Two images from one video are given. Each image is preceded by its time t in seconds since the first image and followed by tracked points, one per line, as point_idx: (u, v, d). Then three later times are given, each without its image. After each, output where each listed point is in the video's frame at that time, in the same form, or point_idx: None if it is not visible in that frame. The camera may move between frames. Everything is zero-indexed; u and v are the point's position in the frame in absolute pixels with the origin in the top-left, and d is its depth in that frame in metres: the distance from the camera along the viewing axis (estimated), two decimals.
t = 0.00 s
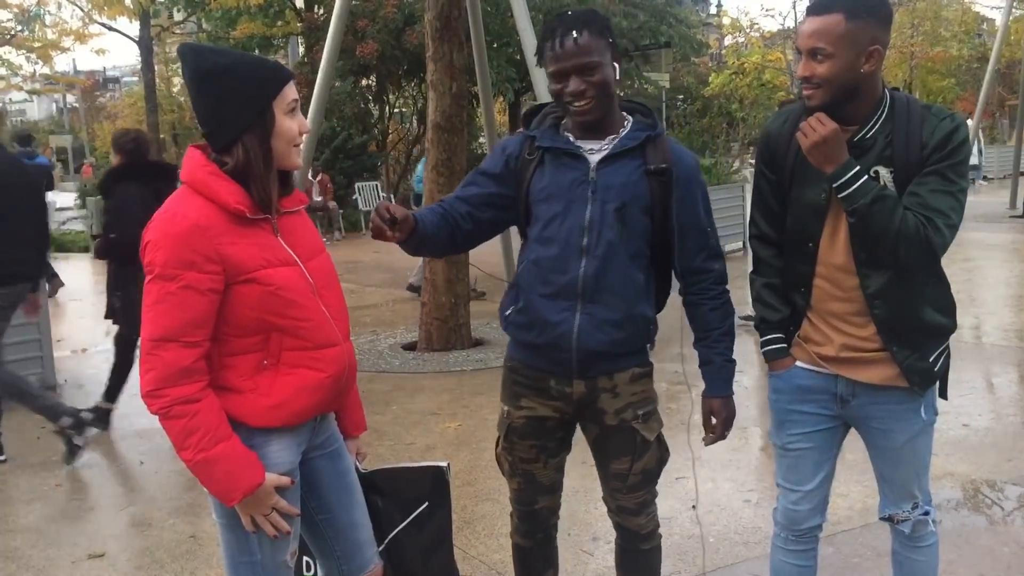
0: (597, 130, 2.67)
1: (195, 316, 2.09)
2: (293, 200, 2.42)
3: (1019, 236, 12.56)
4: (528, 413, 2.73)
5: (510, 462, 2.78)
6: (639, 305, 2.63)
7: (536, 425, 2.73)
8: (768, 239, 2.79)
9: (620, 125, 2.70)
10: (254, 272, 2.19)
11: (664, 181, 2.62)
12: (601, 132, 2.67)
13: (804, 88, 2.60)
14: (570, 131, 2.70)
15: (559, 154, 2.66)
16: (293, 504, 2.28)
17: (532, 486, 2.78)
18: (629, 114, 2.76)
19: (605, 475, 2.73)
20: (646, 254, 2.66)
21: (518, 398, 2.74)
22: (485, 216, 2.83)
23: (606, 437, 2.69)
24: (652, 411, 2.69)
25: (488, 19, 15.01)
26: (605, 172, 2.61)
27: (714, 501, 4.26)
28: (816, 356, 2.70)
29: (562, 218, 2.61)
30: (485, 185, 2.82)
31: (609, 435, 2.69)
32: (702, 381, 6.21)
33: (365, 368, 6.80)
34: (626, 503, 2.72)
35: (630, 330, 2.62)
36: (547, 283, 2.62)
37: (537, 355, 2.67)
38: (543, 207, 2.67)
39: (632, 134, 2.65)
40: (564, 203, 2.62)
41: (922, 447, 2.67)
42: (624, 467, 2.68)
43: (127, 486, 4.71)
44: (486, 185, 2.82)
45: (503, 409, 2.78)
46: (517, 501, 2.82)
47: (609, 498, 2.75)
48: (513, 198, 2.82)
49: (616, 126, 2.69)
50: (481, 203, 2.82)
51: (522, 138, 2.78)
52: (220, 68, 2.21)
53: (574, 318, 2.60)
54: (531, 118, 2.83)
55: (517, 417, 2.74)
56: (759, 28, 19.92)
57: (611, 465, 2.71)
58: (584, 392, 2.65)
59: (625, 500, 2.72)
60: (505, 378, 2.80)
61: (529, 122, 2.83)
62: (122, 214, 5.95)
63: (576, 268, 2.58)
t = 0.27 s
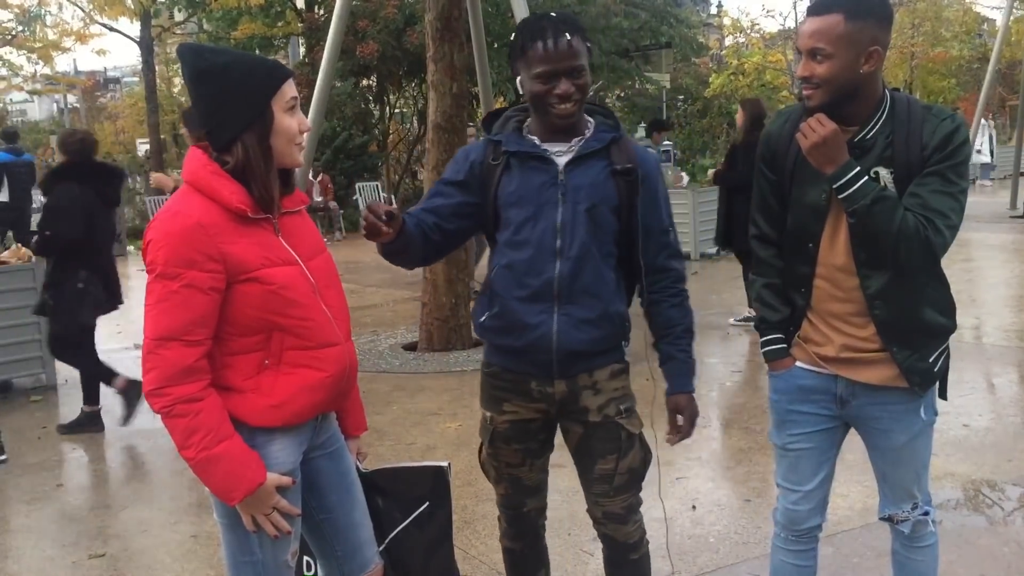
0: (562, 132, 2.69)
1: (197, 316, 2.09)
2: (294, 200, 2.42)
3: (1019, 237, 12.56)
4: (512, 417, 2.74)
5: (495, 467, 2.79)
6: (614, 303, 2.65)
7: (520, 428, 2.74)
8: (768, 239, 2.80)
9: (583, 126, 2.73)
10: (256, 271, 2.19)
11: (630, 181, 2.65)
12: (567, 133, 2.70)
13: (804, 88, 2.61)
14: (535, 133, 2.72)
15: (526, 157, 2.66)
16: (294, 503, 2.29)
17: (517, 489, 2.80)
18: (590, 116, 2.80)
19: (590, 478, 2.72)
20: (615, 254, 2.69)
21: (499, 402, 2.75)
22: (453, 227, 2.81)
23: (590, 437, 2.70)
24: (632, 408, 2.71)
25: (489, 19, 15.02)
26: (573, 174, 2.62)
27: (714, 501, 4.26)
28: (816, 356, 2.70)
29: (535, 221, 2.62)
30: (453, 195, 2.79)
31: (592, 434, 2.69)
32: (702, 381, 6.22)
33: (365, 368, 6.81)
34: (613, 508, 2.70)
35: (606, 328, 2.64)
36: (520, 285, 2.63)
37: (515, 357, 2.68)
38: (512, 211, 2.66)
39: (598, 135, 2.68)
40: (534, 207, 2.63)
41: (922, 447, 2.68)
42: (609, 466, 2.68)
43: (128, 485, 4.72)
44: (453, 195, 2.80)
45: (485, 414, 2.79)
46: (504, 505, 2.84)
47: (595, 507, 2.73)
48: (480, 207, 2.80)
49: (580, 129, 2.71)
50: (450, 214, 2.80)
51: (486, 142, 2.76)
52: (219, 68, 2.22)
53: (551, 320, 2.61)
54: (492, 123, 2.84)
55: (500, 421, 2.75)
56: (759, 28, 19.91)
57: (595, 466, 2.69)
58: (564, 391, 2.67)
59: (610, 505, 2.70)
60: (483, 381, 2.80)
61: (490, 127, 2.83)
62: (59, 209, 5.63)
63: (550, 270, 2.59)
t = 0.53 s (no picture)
0: (541, 132, 2.71)
1: (198, 315, 2.10)
2: (293, 199, 2.43)
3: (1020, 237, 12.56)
4: (511, 419, 2.74)
5: (494, 467, 2.80)
6: (605, 296, 2.68)
7: (519, 428, 2.74)
8: (768, 239, 2.80)
9: (560, 125, 2.74)
10: (256, 270, 2.19)
11: (612, 176, 2.69)
12: (543, 133, 2.71)
13: (803, 88, 2.61)
14: (512, 134, 2.73)
15: (507, 159, 2.66)
16: (294, 502, 2.29)
17: (516, 488, 2.82)
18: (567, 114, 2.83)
19: (591, 474, 2.71)
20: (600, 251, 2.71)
21: (499, 404, 2.74)
22: (438, 237, 2.78)
23: (590, 431, 2.70)
24: (628, 398, 2.72)
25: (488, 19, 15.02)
26: (557, 173, 2.64)
27: (714, 500, 4.26)
28: (815, 356, 2.71)
29: (524, 223, 2.62)
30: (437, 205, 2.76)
31: (590, 428, 2.69)
32: (702, 381, 6.22)
33: (365, 368, 6.81)
34: (615, 502, 2.69)
35: (601, 321, 2.66)
36: (511, 286, 2.62)
37: (512, 357, 2.67)
38: (498, 215, 2.66)
39: (576, 133, 2.71)
40: (520, 209, 2.63)
41: (922, 447, 2.68)
42: (609, 459, 2.68)
43: (128, 485, 4.72)
44: (435, 204, 2.76)
45: (484, 416, 2.78)
46: (503, 504, 2.85)
47: (596, 503, 2.71)
48: (462, 214, 2.76)
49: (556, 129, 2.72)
50: (435, 224, 2.76)
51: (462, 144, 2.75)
52: (216, 67, 2.22)
53: (546, 320, 2.61)
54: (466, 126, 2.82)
55: (499, 423, 2.75)
56: (759, 28, 19.90)
57: (596, 459, 2.69)
58: (564, 389, 2.67)
59: (612, 499, 2.69)
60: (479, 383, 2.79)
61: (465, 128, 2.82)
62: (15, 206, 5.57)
63: (540, 270, 2.60)
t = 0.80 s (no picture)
0: (558, 129, 2.70)
1: (214, 315, 2.10)
2: (307, 199, 2.43)
3: None
4: (535, 419, 2.74)
5: (516, 467, 2.80)
6: (626, 295, 2.70)
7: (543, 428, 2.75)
8: (782, 237, 2.79)
9: (576, 122, 2.75)
10: (271, 270, 2.20)
11: (629, 173, 2.71)
12: (561, 128, 2.70)
13: (820, 84, 2.59)
14: (526, 132, 2.72)
15: (526, 158, 2.65)
16: (310, 501, 2.30)
17: (537, 487, 2.81)
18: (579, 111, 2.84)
19: (609, 471, 2.75)
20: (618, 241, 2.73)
21: (523, 404, 2.74)
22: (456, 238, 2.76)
23: (611, 429, 2.72)
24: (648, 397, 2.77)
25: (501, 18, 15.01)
26: (576, 170, 2.64)
27: (729, 499, 4.25)
28: (831, 354, 2.69)
29: (546, 220, 2.62)
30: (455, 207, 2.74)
31: (613, 425, 2.72)
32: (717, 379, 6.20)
33: (380, 367, 6.83)
34: (631, 496, 2.73)
35: (622, 322, 2.68)
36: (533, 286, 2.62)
37: (534, 356, 2.67)
38: (517, 214, 2.65)
39: (592, 130, 2.72)
40: (539, 209, 2.62)
41: (939, 444, 2.66)
42: (630, 457, 2.72)
43: (144, 484, 4.74)
44: (454, 205, 2.74)
45: (505, 415, 2.78)
46: (524, 504, 2.84)
47: (612, 498, 2.75)
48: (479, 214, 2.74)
49: (569, 129, 2.72)
50: (453, 225, 2.74)
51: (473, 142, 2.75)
52: (229, 68, 2.23)
53: (569, 319, 2.62)
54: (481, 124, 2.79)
55: (523, 423, 2.75)
56: (773, 24, 19.80)
57: (616, 456, 2.73)
58: (588, 388, 2.68)
59: (632, 494, 2.73)
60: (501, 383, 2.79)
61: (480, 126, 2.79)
62: None
63: (563, 269, 2.60)
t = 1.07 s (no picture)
0: (592, 139, 2.73)
1: (237, 322, 2.13)
2: (329, 207, 2.45)
3: None
4: (563, 423, 2.75)
5: (542, 471, 2.82)
6: (658, 304, 2.70)
7: (571, 433, 2.75)
8: (802, 244, 2.77)
9: (612, 131, 2.77)
10: (294, 278, 2.22)
11: (664, 182, 2.74)
12: (598, 138, 2.73)
13: (851, 88, 2.58)
14: (560, 141, 2.74)
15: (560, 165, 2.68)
16: (332, 506, 2.31)
17: (563, 492, 2.83)
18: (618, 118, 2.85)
19: (635, 478, 2.74)
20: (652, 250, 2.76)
21: (551, 408, 2.76)
22: (491, 243, 2.79)
23: (637, 434, 2.73)
24: (678, 403, 2.74)
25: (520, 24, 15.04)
26: (612, 180, 2.67)
27: (749, 506, 4.24)
28: (853, 361, 2.68)
29: (579, 228, 2.64)
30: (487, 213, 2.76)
31: (639, 430, 2.72)
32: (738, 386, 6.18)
33: (399, 373, 6.85)
34: (658, 506, 2.71)
35: (654, 330, 2.68)
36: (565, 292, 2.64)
37: (565, 362, 2.69)
38: (551, 221, 2.68)
39: (629, 138, 2.73)
40: (574, 216, 2.65)
41: (963, 452, 2.65)
42: (655, 463, 2.71)
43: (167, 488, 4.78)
44: (488, 210, 2.77)
45: (533, 420, 2.80)
46: (549, 507, 2.86)
47: (641, 504, 2.74)
48: (514, 220, 2.76)
49: (609, 133, 2.75)
50: (487, 231, 2.77)
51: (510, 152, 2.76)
52: (252, 76, 2.25)
53: (601, 326, 2.63)
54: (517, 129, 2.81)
55: (550, 428, 2.77)
56: (793, 30, 19.73)
57: (641, 461, 2.72)
58: (616, 393, 2.69)
59: (659, 504, 2.71)
60: (531, 388, 2.81)
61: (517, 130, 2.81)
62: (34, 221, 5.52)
63: (595, 277, 2.62)
